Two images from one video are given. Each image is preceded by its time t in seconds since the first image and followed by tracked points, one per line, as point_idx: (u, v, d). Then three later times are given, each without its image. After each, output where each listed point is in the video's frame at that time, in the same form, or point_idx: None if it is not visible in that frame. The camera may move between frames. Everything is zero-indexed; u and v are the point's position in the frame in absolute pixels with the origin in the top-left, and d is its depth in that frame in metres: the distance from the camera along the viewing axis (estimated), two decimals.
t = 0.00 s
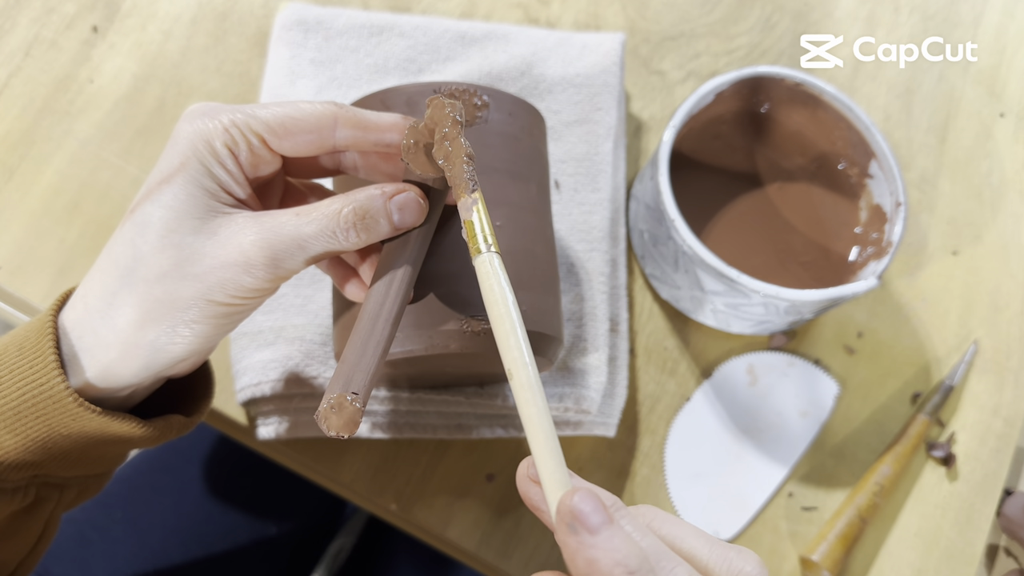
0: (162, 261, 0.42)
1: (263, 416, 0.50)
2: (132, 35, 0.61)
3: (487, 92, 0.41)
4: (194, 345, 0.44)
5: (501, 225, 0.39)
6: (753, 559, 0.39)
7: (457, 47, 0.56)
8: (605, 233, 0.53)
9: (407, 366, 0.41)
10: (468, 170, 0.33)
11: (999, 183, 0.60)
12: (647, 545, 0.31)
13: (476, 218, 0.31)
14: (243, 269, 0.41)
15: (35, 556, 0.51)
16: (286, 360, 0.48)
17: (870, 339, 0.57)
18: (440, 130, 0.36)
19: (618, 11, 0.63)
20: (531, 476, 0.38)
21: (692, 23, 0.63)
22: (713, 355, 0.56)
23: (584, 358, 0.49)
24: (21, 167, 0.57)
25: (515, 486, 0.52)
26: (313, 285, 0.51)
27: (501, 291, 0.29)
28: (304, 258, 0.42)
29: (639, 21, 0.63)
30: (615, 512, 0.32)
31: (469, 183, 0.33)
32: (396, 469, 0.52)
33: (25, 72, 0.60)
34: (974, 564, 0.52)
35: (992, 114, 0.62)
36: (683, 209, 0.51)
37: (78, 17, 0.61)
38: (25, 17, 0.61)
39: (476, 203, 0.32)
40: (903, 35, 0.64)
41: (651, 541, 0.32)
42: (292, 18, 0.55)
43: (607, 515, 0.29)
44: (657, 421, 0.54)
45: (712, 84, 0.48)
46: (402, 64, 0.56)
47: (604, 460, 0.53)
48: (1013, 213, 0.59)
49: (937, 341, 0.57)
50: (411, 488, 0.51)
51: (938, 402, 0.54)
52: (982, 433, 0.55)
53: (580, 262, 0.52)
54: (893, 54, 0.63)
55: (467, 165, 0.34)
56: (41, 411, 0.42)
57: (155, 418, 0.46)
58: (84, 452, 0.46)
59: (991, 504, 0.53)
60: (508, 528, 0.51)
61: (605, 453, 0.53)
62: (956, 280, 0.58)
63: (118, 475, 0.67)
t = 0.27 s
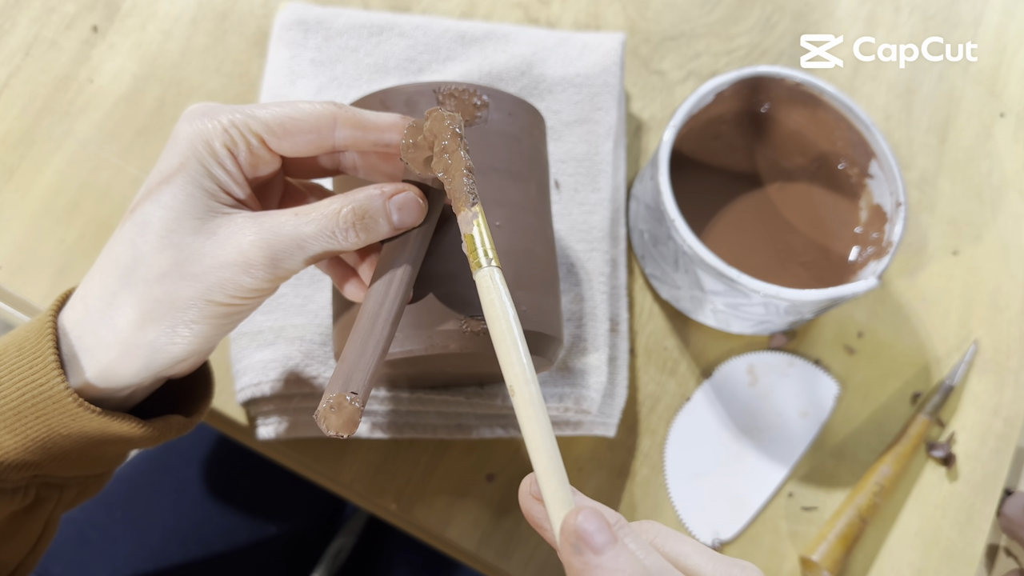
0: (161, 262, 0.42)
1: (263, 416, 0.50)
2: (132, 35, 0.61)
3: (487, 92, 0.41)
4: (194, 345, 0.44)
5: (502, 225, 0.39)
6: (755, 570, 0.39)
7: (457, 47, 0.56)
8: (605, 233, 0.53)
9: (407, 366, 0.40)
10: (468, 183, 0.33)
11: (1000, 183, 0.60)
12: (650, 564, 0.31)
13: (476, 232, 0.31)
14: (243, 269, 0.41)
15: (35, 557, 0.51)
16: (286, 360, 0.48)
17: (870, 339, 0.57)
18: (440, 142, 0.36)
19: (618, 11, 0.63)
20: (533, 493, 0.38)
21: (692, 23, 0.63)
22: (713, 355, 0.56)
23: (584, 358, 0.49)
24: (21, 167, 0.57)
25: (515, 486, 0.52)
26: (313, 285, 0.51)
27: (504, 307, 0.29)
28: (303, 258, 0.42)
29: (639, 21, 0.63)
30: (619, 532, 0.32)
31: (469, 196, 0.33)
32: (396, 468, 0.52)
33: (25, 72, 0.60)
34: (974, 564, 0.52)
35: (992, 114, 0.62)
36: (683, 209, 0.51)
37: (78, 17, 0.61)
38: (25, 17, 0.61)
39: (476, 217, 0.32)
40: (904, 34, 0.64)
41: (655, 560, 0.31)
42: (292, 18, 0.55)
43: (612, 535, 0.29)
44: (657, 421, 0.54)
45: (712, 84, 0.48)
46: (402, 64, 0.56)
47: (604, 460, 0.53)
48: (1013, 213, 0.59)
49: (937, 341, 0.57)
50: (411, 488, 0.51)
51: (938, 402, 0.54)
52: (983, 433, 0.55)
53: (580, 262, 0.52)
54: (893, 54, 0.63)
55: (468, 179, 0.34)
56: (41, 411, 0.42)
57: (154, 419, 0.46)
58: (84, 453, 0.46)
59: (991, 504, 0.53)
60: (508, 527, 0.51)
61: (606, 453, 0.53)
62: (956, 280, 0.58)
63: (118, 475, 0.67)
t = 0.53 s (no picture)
0: (160, 263, 0.42)
1: (263, 417, 0.50)
2: (132, 35, 0.61)
3: (486, 92, 0.40)
4: (193, 346, 0.44)
5: (502, 225, 0.39)
6: (738, 540, 0.38)
7: (457, 47, 0.56)
8: (605, 233, 0.53)
9: (406, 366, 0.40)
10: (457, 162, 0.33)
11: (1000, 183, 0.60)
12: (633, 526, 0.33)
13: (465, 207, 0.31)
14: (242, 270, 0.41)
15: (35, 558, 0.51)
16: (286, 359, 0.48)
17: (870, 339, 0.57)
18: (429, 122, 0.35)
19: (618, 11, 0.63)
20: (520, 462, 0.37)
21: (692, 23, 0.63)
22: (713, 355, 0.56)
23: (584, 358, 0.49)
24: (21, 167, 0.57)
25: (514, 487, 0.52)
26: (312, 285, 0.51)
27: (492, 280, 0.29)
28: (302, 260, 0.42)
29: (639, 21, 0.63)
30: (604, 496, 0.33)
31: (458, 173, 0.32)
32: (396, 468, 0.52)
33: (25, 72, 0.60)
34: (974, 564, 0.52)
35: (992, 114, 0.62)
36: (683, 209, 0.51)
37: (79, 17, 0.61)
38: (25, 17, 0.61)
39: (465, 192, 0.32)
40: (904, 35, 0.64)
41: (638, 523, 0.33)
42: (292, 18, 0.55)
43: (595, 496, 0.29)
44: (657, 421, 0.54)
45: (712, 84, 0.48)
46: (402, 64, 0.56)
47: (604, 460, 0.53)
48: (1013, 213, 0.59)
49: (938, 341, 0.57)
50: (411, 488, 0.51)
51: (938, 402, 0.54)
52: (983, 433, 0.55)
53: (579, 262, 0.52)
54: (893, 54, 0.63)
55: (456, 157, 0.33)
56: (39, 413, 0.42)
57: (153, 419, 0.46)
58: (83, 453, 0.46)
59: (991, 504, 0.53)
60: (508, 528, 0.51)
61: (605, 453, 0.53)
62: (956, 280, 0.58)
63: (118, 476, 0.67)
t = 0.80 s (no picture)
0: (159, 263, 0.42)
1: (262, 417, 0.50)
2: (132, 35, 0.61)
3: (486, 92, 0.41)
4: (191, 345, 0.44)
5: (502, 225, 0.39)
6: (758, 544, 0.39)
7: (457, 47, 0.56)
8: (605, 233, 0.53)
9: (406, 366, 0.40)
10: (485, 159, 0.33)
11: (1000, 183, 0.60)
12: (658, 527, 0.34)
13: (493, 206, 0.31)
14: (239, 270, 0.41)
15: (34, 558, 0.51)
16: (286, 360, 0.48)
17: (870, 339, 0.57)
18: (458, 120, 0.35)
19: (618, 11, 0.63)
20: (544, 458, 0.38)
21: (692, 23, 0.63)
22: (713, 355, 0.56)
23: (583, 359, 0.50)
24: (20, 167, 0.57)
25: (514, 487, 0.52)
26: (312, 285, 0.51)
27: (519, 281, 0.29)
28: (299, 259, 0.42)
29: (639, 21, 0.63)
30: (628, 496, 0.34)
31: (486, 171, 0.32)
32: (396, 468, 0.52)
33: (25, 72, 0.60)
34: (974, 564, 0.52)
35: (992, 114, 0.62)
36: (683, 209, 0.51)
37: (79, 17, 0.61)
38: (25, 17, 0.61)
39: (494, 190, 0.32)
40: (904, 35, 0.64)
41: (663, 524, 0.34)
42: (292, 18, 0.55)
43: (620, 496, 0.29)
44: (657, 421, 0.54)
45: (712, 84, 0.48)
46: (402, 64, 0.56)
47: (604, 460, 0.53)
48: (1013, 213, 0.59)
49: (938, 341, 0.57)
50: (411, 488, 0.51)
51: (938, 402, 0.54)
52: (983, 433, 0.55)
53: (579, 262, 0.52)
54: (893, 54, 0.63)
55: (485, 155, 0.33)
56: (38, 413, 0.42)
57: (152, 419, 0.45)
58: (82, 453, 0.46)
59: (991, 503, 0.53)
60: (508, 528, 0.51)
61: (606, 453, 0.53)
62: (956, 280, 0.58)
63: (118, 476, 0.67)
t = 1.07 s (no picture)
0: (109, 249, 0.42)
1: (262, 417, 0.50)
2: (132, 35, 0.61)
3: (486, 91, 0.41)
4: (152, 333, 0.44)
5: (502, 224, 0.40)
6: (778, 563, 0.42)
7: (457, 47, 0.56)
8: (605, 232, 0.53)
9: (406, 366, 0.41)
10: (575, 178, 0.36)
11: (1000, 183, 0.60)
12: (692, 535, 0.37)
13: (590, 232, 0.35)
14: (192, 254, 0.41)
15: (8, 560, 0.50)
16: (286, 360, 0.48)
17: (870, 339, 0.57)
18: (548, 127, 0.38)
19: (618, 11, 0.63)
20: (639, 514, 0.45)
21: (692, 23, 0.63)
22: (713, 355, 0.56)
23: (583, 359, 0.50)
24: (20, 168, 0.57)
25: (513, 486, 0.52)
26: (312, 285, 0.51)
27: (618, 314, 0.33)
28: (254, 242, 0.41)
29: (638, 20, 0.63)
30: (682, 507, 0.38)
31: (578, 192, 0.36)
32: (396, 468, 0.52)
33: (25, 72, 0.60)
34: (974, 563, 0.52)
35: (992, 113, 0.62)
36: (683, 209, 0.51)
37: (79, 17, 0.61)
38: (25, 17, 0.61)
39: (587, 214, 0.35)
40: (904, 35, 0.64)
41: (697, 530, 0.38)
42: (292, 18, 0.56)
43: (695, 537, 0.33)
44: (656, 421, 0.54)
45: (712, 84, 0.48)
46: (402, 64, 0.56)
47: (604, 459, 0.53)
48: (1013, 213, 0.59)
49: (937, 341, 0.57)
50: (411, 488, 0.51)
51: (938, 402, 0.54)
52: (982, 433, 0.55)
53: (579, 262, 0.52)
54: (894, 54, 0.63)
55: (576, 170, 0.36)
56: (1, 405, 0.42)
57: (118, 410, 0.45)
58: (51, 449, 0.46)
59: (991, 503, 0.53)
60: (508, 528, 0.51)
61: (605, 453, 0.53)
62: (956, 280, 0.58)
63: (117, 476, 0.67)
